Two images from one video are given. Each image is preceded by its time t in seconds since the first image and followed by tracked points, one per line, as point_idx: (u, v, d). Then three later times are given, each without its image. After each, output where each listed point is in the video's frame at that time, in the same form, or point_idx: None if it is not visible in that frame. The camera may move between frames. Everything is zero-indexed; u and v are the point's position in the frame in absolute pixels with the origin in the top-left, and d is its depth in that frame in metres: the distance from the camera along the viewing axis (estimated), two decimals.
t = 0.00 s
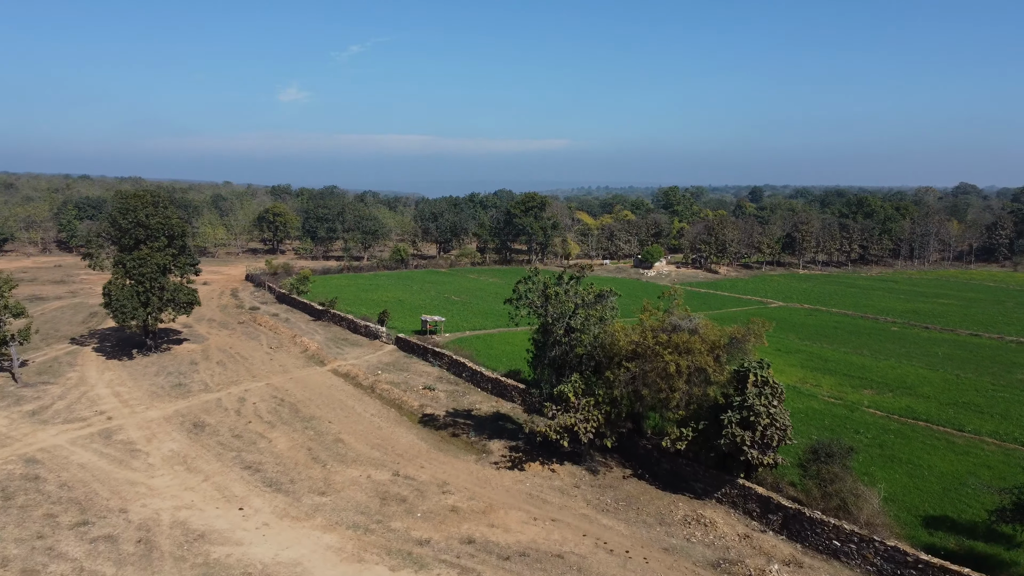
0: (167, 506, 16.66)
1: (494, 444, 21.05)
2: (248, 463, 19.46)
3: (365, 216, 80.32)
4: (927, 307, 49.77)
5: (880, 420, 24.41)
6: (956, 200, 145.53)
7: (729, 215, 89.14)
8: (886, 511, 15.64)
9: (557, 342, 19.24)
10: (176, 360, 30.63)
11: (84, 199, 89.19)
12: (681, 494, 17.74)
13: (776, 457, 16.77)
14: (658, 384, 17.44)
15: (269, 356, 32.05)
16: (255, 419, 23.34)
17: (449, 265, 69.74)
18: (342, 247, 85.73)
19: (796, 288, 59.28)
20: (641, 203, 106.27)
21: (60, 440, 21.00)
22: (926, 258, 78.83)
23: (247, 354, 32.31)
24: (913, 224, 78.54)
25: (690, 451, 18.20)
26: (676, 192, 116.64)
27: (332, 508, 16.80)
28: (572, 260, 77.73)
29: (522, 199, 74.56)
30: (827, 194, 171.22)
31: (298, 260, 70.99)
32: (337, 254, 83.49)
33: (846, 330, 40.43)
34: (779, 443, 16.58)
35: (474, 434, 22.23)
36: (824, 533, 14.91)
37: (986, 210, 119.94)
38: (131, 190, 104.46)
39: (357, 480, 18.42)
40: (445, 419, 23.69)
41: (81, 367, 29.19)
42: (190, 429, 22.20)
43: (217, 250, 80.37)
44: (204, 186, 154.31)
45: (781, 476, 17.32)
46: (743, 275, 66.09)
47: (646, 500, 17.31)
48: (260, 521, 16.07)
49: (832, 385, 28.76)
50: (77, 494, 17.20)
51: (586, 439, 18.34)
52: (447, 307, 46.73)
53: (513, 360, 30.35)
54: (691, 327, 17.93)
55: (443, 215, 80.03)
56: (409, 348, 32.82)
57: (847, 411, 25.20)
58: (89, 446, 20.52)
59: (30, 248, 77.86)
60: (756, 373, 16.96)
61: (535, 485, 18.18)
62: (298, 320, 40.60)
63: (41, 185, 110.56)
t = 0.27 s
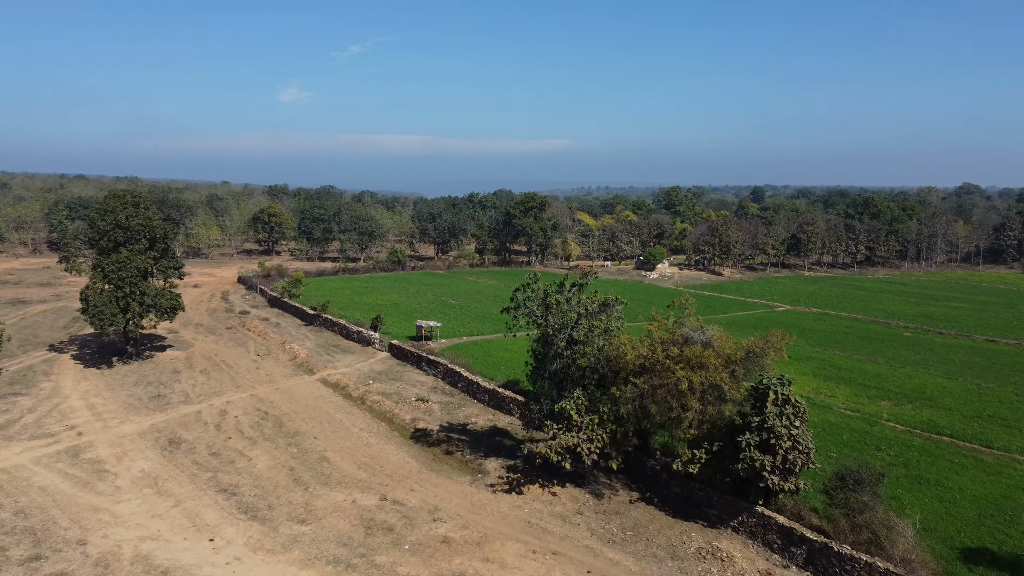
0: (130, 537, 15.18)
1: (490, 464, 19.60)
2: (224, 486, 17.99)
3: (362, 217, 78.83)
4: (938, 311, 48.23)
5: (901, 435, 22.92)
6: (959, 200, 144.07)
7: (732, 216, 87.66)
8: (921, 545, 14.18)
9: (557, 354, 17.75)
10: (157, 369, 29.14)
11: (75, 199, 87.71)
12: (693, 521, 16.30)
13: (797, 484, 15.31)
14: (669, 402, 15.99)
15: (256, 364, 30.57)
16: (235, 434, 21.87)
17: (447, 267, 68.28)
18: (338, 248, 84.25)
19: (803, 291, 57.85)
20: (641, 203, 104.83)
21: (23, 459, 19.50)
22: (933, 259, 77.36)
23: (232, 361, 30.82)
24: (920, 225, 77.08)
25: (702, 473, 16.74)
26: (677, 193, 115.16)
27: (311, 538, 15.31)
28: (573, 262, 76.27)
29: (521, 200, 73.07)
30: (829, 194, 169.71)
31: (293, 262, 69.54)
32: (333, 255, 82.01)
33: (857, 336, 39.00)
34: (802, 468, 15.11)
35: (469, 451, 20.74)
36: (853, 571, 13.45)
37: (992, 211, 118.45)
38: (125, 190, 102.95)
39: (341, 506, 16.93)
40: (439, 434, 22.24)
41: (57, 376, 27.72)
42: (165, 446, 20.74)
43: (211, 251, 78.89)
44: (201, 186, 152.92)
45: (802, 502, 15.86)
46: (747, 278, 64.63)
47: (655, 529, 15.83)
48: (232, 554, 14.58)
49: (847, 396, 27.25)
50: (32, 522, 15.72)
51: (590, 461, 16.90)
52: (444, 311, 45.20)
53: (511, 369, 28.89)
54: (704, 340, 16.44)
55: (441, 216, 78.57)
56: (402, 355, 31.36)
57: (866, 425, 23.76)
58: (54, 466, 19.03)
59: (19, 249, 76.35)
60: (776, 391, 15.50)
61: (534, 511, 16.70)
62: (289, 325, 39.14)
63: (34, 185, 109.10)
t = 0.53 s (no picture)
0: None
1: (486, 486, 18.15)
2: (196, 513, 16.53)
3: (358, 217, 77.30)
4: (951, 315, 46.75)
5: (925, 453, 21.49)
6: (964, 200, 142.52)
7: (735, 217, 86.12)
8: None
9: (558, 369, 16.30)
10: (136, 379, 27.65)
11: (67, 199, 86.17)
12: (708, 554, 14.85)
13: (824, 516, 13.84)
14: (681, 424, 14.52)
15: (241, 373, 29.10)
16: (213, 452, 20.41)
17: (444, 269, 66.76)
18: (334, 250, 82.71)
19: (809, 293, 56.39)
20: (643, 204, 103.32)
21: None
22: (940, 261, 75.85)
23: (217, 370, 29.34)
24: (927, 226, 75.58)
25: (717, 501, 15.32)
26: (678, 193, 113.65)
27: None
28: (573, 264, 74.77)
29: (520, 200, 71.53)
30: (832, 194, 168.16)
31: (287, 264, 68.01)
32: (329, 257, 80.47)
33: (869, 342, 37.55)
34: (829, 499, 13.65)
35: (464, 472, 19.27)
36: None
37: (998, 211, 116.89)
38: (118, 190, 101.38)
39: (322, 537, 15.44)
40: (432, 452, 20.79)
41: (29, 388, 26.22)
42: (136, 465, 19.27)
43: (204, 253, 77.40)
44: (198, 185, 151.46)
45: (828, 534, 14.43)
46: (751, 280, 63.12)
47: (666, 565, 14.36)
48: None
49: (864, 408, 25.81)
50: None
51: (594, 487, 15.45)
52: (441, 315, 43.70)
53: (509, 380, 27.42)
54: (720, 355, 14.95)
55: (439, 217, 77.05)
56: (395, 364, 29.89)
57: (887, 442, 22.32)
58: (12, 490, 17.55)
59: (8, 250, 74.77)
60: (801, 413, 14.03)
61: (533, 543, 15.22)
62: (279, 331, 37.64)
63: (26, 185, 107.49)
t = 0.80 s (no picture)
0: None
1: (481, 514, 16.66)
2: (161, 545, 15.04)
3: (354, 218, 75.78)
4: (964, 319, 45.26)
5: (952, 473, 20.00)
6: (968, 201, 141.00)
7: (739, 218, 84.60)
8: None
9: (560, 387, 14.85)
10: (113, 391, 26.16)
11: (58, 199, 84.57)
12: None
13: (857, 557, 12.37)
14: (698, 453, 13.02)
15: (225, 384, 27.62)
16: (187, 474, 18.93)
17: (442, 271, 65.26)
18: (330, 251, 81.19)
19: (816, 297, 54.91)
20: (644, 204, 101.80)
21: None
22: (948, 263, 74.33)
23: (199, 380, 27.83)
24: (935, 227, 74.06)
25: (734, 535, 13.85)
26: (680, 193, 112.10)
27: None
28: (574, 265, 73.29)
29: (520, 200, 69.99)
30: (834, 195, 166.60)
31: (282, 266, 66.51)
32: (324, 258, 78.92)
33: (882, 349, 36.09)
34: (863, 539, 12.17)
35: (457, 496, 17.78)
36: None
37: (1003, 212, 115.44)
38: (112, 189, 99.81)
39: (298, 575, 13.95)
40: (423, 472, 19.31)
41: None
42: (102, 489, 17.79)
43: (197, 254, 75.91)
44: (195, 185, 149.88)
45: None
46: (756, 283, 61.62)
47: None
48: None
49: (882, 423, 24.31)
50: None
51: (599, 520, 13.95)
52: (437, 320, 42.21)
53: (507, 391, 25.94)
54: (740, 375, 13.47)
55: (437, 217, 75.53)
56: (388, 373, 28.40)
57: (911, 460, 20.85)
58: None
59: None
60: (831, 442, 12.56)
61: None
62: (268, 337, 36.15)
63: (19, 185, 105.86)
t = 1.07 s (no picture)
0: None
1: (474, 547, 15.18)
2: None
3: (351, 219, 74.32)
4: (978, 324, 43.76)
5: (983, 497, 18.50)
6: (973, 202, 139.46)
7: (742, 219, 83.14)
8: None
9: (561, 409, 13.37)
10: (87, 403, 24.63)
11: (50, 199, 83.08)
12: None
13: None
14: (719, 487, 11.54)
15: (207, 395, 26.11)
16: (157, 499, 17.43)
17: (439, 273, 63.78)
18: (326, 252, 79.68)
19: (823, 300, 53.45)
20: (646, 205, 100.39)
21: None
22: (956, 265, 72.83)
23: (179, 392, 26.32)
24: (943, 228, 72.58)
25: None
26: (682, 193, 110.64)
27: None
28: (574, 267, 71.81)
29: (520, 200, 68.46)
30: (837, 195, 165.15)
31: (276, 268, 65.03)
32: (320, 259, 77.41)
33: (897, 356, 34.60)
34: None
35: (449, 525, 16.28)
36: None
37: (1009, 213, 114.04)
38: (105, 189, 98.32)
39: None
40: (413, 497, 17.81)
41: None
42: (61, 517, 16.30)
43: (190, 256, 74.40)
44: (191, 184, 148.31)
45: None
46: (761, 286, 60.17)
47: None
48: None
49: (903, 438, 22.80)
50: None
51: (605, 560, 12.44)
52: (432, 325, 40.68)
53: (505, 404, 24.48)
54: (764, 399, 11.97)
55: (435, 218, 74.07)
56: (379, 384, 26.90)
57: (939, 481, 19.38)
58: None
59: None
60: (872, 477, 11.06)
61: None
62: (256, 344, 34.67)
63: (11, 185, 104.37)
